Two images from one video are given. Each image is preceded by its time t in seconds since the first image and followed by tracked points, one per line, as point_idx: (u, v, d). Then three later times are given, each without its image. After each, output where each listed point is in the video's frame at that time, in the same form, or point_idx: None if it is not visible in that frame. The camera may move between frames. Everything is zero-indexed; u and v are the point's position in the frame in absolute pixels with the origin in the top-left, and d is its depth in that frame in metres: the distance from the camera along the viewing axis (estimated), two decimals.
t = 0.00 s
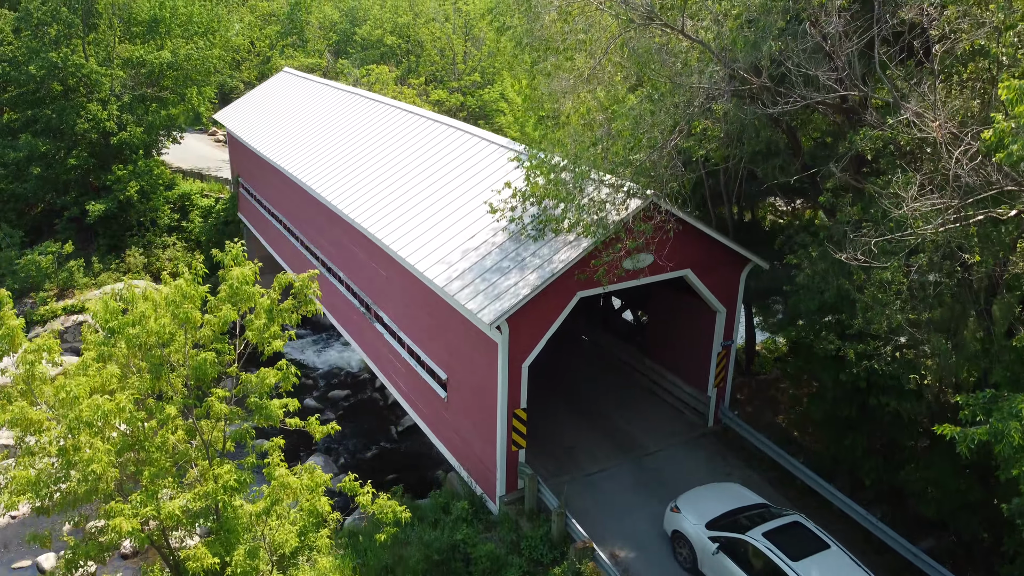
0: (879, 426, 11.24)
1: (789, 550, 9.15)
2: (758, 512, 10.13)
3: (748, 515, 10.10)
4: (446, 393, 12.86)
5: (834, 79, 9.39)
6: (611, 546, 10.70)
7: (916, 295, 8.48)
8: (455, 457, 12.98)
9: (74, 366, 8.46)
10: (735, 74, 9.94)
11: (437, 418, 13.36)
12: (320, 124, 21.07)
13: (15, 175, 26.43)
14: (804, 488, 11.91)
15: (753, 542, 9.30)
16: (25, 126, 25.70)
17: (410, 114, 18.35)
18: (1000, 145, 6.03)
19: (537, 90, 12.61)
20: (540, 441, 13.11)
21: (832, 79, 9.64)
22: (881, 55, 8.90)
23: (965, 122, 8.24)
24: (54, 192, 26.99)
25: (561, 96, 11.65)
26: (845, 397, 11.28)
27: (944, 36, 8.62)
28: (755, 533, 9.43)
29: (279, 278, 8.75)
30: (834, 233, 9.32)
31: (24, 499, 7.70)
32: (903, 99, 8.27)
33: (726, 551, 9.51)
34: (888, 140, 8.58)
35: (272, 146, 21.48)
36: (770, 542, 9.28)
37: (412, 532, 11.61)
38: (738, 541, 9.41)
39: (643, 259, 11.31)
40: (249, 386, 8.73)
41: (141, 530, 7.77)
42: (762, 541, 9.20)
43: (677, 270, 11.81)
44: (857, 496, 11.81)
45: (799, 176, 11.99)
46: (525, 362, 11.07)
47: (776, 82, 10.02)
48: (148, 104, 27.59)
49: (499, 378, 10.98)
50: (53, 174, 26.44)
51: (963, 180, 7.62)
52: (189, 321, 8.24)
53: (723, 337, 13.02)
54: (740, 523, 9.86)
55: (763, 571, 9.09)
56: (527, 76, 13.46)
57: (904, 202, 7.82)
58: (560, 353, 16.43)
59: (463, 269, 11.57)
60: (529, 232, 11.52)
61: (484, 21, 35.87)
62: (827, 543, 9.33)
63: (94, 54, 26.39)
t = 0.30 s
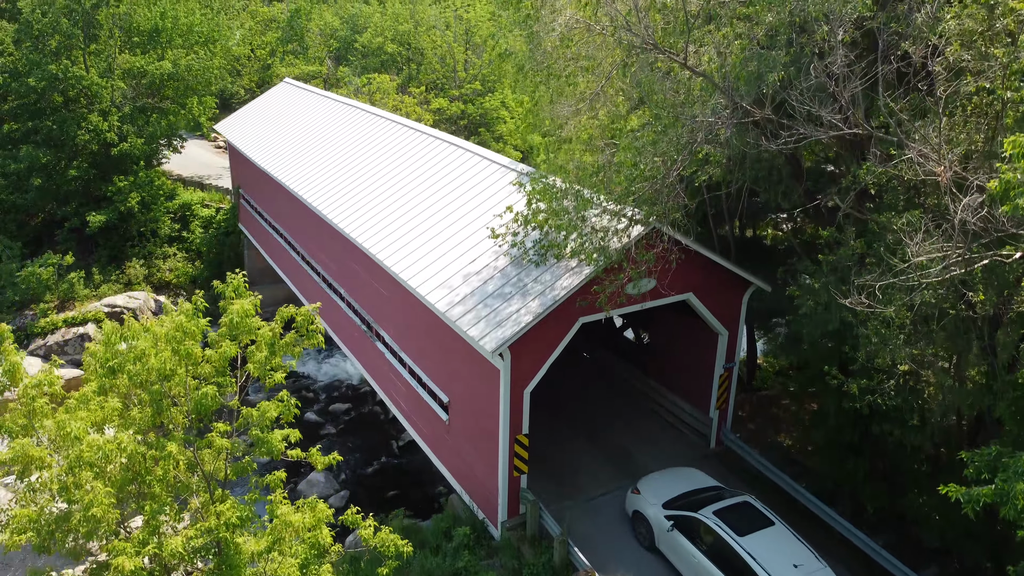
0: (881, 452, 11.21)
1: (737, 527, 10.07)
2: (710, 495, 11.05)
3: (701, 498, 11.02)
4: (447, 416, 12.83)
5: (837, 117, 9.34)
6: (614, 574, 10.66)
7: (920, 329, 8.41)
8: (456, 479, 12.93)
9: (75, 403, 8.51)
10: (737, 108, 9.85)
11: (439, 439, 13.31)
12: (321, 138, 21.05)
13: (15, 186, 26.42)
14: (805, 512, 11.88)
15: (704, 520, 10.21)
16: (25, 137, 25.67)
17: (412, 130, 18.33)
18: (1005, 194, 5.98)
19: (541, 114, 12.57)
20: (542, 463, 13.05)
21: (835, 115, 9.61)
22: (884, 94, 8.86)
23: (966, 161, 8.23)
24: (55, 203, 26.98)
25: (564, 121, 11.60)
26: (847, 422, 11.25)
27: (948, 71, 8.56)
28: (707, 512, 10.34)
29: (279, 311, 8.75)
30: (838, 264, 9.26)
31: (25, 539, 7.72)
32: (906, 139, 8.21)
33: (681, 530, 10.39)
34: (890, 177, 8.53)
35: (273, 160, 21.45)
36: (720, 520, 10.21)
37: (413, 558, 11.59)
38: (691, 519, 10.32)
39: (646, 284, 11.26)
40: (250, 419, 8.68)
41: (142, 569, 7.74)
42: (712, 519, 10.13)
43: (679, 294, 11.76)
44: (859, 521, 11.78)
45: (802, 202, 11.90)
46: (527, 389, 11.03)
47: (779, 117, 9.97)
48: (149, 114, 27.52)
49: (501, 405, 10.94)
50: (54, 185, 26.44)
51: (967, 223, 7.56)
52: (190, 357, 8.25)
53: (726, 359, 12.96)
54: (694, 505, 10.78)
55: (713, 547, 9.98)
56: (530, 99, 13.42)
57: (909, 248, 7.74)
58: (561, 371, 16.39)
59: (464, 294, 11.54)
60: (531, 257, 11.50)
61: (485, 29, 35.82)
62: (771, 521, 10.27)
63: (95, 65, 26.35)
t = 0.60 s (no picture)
0: (881, 477, 11.23)
1: (689, 505, 10.87)
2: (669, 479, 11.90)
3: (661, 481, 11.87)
4: (449, 438, 12.84)
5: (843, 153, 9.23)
6: None
7: (921, 363, 8.41)
8: (457, 502, 12.94)
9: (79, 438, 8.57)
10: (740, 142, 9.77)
11: (440, 460, 13.30)
12: (322, 152, 21.10)
13: (17, 197, 26.43)
14: (806, 536, 11.91)
15: (660, 501, 11.03)
16: (27, 149, 25.67)
17: (413, 148, 18.39)
18: (1006, 247, 6.00)
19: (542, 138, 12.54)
20: (544, 485, 13.04)
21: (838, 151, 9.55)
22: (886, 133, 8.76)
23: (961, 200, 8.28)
24: (56, 214, 26.99)
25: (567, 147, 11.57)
26: (847, 448, 11.26)
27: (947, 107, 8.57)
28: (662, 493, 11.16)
29: (281, 345, 8.76)
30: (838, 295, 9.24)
31: None
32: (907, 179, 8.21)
33: (639, 510, 11.22)
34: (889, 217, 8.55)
35: (274, 173, 21.48)
36: (673, 500, 11.04)
37: None
38: (648, 500, 11.15)
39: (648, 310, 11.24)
40: (253, 453, 8.68)
41: None
42: (666, 498, 10.95)
43: (680, 318, 11.75)
44: (859, 545, 11.81)
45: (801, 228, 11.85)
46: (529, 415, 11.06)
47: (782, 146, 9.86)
48: (150, 126, 27.50)
49: (502, 432, 10.96)
50: (55, 197, 26.47)
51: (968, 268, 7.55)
52: (192, 395, 8.27)
53: (727, 382, 12.96)
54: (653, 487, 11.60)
55: (668, 525, 10.78)
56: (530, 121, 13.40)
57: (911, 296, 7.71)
58: (563, 389, 16.40)
59: (466, 318, 11.57)
60: (533, 283, 11.54)
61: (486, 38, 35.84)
62: (722, 500, 11.03)
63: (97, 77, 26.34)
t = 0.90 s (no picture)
0: (881, 501, 11.32)
1: (644, 485, 11.91)
2: (630, 465, 12.98)
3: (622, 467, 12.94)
4: (451, 459, 12.91)
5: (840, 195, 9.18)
6: None
7: (921, 397, 8.45)
8: (459, 522, 13.01)
9: (86, 468, 8.69)
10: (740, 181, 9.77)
11: (441, 480, 13.37)
12: (324, 167, 21.22)
13: (20, 208, 26.52)
14: (806, 558, 11.97)
15: (618, 483, 12.11)
16: (29, 161, 25.73)
17: (415, 165, 18.52)
18: (1003, 298, 6.05)
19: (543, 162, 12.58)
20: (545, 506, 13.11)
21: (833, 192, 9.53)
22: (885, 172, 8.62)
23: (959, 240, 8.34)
24: (59, 224, 27.08)
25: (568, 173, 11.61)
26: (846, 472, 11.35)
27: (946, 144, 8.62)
28: (621, 477, 12.24)
29: (284, 378, 8.80)
30: (837, 327, 9.26)
31: None
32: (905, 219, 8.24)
33: (600, 492, 12.29)
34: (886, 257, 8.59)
35: (275, 187, 21.58)
36: (630, 482, 12.06)
37: None
38: (607, 483, 12.23)
39: (650, 334, 11.28)
40: (257, 485, 8.71)
41: None
42: (622, 480, 12.02)
43: (680, 341, 11.81)
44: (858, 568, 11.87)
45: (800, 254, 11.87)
46: (531, 440, 11.13)
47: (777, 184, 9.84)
48: (152, 137, 27.54)
49: (504, 457, 11.02)
50: (58, 208, 26.57)
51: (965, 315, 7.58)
52: (196, 430, 8.31)
53: (727, 404, 13.02)
54: (614, 472, 12.68)
55: (625, 504, 11.79)
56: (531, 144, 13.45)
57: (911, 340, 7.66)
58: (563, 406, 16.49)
59: (468, 343, 11.66)
60: (534, 308, 11.64)
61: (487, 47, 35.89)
62: (674, 480, 12.06)
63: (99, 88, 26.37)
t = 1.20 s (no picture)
0: (879, 523, 11.44)
1: (605, 465, 12.98)
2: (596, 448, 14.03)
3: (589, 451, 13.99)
4: (453, 477, 13.03)
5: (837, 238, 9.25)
6: None
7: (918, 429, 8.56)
8: (461, 539, 13.14)
9: (96, 497, 8.80)
10: (739, 210, 9.74)
11: (443, 497, 13.48)
12: (326, 178, 21.33)
13: (23, 216, 26.62)
14: None
15: (582, 462, 13.19)
16: (32, 170, 25.82)
17: (417, 179, 18.67)
18: (997, 346, 6.18)
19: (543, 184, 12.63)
20: (547, 523, 13.22)
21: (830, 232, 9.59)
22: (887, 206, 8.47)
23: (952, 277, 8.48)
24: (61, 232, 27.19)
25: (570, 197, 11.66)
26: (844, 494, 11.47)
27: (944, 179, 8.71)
28: (585, 457, 13.32)
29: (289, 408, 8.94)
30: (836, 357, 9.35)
31: None
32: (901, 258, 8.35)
33: (566, 471, 13.35)
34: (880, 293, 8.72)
35: (278, 198, 21.70)
36: (593, 461, 13.14)
37: None
38: (572, 462, 13.31)
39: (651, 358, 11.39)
40: (263, 515, 8.83)
41: None
42: (586, 459, 13.09)
43: (681, 362, 11.89)
44: None
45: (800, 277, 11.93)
46: (532, 462, 11.26)
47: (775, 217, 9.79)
48: (154, 145, 27.60)
49: (507, 479, 11.15)
50: (61, 216, 26.69)
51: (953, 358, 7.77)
52: (205, 462, 8.46)
53: (726, 422, 13.15)
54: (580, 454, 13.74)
55: (588, 481, 12.86)
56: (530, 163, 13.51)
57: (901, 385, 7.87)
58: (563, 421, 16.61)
59: (470, 365, 11.78)
60: (536, 331, 11.78)
61: (487, 52, 35.96)
62: (633, 460, 13.12)
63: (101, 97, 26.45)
